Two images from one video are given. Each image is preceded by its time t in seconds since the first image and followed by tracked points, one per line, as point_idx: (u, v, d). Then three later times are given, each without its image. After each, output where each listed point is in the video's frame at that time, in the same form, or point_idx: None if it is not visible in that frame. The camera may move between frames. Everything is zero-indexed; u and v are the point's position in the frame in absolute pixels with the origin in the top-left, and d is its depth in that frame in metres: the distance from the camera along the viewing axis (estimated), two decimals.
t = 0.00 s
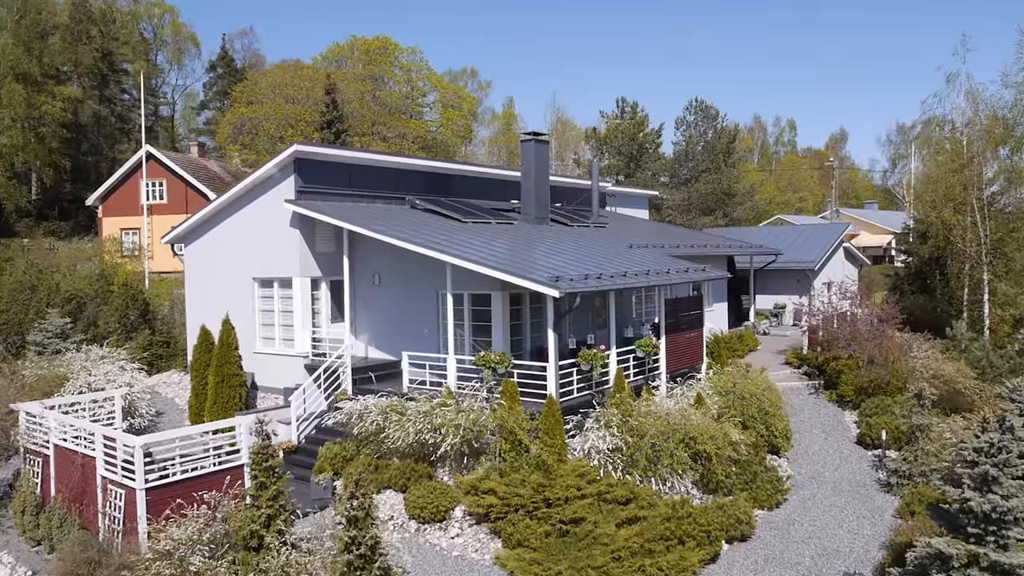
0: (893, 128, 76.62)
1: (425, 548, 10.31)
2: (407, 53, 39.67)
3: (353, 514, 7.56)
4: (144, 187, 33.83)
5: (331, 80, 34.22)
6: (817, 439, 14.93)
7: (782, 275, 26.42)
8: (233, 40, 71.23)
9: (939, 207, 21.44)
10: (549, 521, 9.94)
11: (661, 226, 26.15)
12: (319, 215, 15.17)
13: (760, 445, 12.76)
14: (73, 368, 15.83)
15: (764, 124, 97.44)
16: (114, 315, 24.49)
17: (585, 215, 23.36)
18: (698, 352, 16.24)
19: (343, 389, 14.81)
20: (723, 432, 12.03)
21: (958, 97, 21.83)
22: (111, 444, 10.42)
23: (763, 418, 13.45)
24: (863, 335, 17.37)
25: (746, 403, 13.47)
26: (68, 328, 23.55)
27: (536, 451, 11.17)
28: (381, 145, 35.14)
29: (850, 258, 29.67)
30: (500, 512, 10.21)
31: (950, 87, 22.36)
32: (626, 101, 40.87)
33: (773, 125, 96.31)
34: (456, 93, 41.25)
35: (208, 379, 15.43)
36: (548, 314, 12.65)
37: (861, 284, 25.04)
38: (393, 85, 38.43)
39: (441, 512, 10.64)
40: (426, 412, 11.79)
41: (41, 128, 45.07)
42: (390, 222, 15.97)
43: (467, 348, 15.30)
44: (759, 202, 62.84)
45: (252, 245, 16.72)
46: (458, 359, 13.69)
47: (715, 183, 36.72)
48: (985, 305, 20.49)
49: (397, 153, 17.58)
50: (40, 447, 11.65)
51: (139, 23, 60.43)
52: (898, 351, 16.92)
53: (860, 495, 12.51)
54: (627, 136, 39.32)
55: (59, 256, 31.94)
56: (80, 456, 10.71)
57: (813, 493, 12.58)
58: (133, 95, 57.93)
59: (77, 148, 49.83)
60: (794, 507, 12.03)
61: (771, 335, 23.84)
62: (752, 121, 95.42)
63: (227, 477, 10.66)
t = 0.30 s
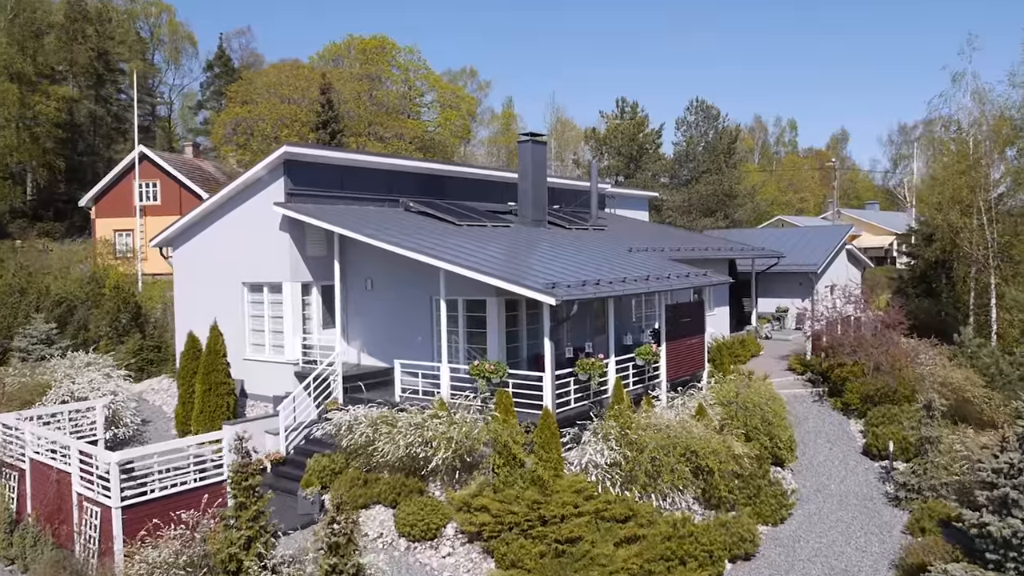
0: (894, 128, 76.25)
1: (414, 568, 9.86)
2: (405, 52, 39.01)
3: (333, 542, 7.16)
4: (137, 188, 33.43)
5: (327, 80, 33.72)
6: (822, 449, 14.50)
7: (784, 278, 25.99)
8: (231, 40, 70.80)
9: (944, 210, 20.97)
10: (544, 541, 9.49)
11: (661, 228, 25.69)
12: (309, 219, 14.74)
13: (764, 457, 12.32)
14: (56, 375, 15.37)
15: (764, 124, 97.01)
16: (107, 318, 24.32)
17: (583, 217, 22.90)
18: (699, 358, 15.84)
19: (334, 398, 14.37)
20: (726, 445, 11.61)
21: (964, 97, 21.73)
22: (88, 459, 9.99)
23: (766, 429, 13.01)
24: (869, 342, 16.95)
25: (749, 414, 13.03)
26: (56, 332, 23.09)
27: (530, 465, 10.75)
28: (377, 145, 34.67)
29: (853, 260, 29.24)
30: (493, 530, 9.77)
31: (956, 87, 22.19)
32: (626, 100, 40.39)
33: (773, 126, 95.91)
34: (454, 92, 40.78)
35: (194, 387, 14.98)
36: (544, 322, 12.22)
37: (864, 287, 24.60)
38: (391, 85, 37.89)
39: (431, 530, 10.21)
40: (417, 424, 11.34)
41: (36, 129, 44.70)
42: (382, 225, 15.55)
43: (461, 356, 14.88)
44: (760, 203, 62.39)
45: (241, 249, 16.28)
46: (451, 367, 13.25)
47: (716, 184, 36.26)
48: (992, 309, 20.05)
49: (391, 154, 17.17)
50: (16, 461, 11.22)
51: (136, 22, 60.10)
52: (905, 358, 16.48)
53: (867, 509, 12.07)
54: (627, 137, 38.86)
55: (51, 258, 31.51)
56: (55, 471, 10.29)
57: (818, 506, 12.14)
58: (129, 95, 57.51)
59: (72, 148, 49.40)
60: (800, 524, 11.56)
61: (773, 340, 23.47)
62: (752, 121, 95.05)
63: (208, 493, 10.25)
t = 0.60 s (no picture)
0: (895, 129, 75.79)
1: None
2: (402, 53, 38.56)
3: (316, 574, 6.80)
4: (131, 191, 33.07)
5: (323, 81, 33.26)
6: (826, 464, 14.08)
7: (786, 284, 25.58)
8: (228, 41, 70.36)
9: (949, 216, 20.53)
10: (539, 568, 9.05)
11: (661, 233, 25.28)
12: (299, 227, 14.33)
13: (767, 475, 11.90)
14: (39, 387, 14.95)
15: (765, 124, 96.57)
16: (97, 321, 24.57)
17: (582, 222, 22.48)
18: (699, 369, 15.47)
19: (325, 411, 13.97)
20: (728, 463, 11.19)
21: (970, 99, 20.81)
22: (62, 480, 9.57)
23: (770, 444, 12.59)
24: (873, 352, 16.57)
25: (752, 429, 12.62)
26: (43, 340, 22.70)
27: (524, 486, 10.33)
28: (374, 147, 34.25)
29: (856, 265, 28.81)
30: (485, 556, 9.32)
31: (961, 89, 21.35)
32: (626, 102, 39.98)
33: (774, 126, 95.48)
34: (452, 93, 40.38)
35: (180, 400, 14.55)
36: (539, 335, 11.80)
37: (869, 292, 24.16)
38: (388, 87, 37.42)
39: (421, 554, 9.79)
40: (407, 441, 10.92)
41: (30, 130, 44.32)
42: (375, 233, 15.14)
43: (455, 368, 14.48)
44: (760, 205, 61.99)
45: (230, 256, 15.86)
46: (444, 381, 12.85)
47: (717, 187, 35.81)
48: (999, 317, 19.64)
49: (384, 159, 16.74)
50: None
51: (133, 23, 59.75)
52: (911, 368, 16.06)
53: (874, 529, 11.65)
54: (626, 139, 38.38)
55: (42, 262, 31.11)
56: (29, 492, 9.87)
57: (824, 526, 11.71)
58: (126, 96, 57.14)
59: (68, 149, 49.01)
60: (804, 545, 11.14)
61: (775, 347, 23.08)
62: (752, 122, 94.64)
63: (187, 517, 9.83)
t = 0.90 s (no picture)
0: (896, 129, 75.28)
1: None
2: (400, 54, 38.06)
3: None
4: (124, 194, 32.73)
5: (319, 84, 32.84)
6: (830, 481, 13.70)
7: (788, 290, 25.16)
8: (225, 41, 69.84)
9: (954, 224, 20.07)
10: None
11: (661, 238, 24.88)
12: (288, 237, 13.94)
13: (770, 496, 11.49)
14: (22, 401, 14.57)
15: (765, 125, 96.11)
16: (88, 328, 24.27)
17: (580, 228, 22.07)
18: (699, 382, 15.14)
19: (315, 427, 13.58)
20: (729, 483, 10.78)
21: (975, 103, 20.58)
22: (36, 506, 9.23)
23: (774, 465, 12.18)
24: (878, 363, 16.26)
25: (754, 448, 12.23)
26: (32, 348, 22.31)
27: (518, 510, 9.94)
28: (370, 150, 33.80)
29: (859, 270, 28.39)
30: None
31: (966, 92, 21.05)
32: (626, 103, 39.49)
33: (775, 127, 95.03)
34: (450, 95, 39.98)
35: (167, 414, 14.16)
36: (535, 352, 11.40)
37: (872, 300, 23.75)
38: (386, 88, 36.87)
39: None
40: (397, 463, 10.53)
41: (24, 132, 43.93)
42: (367, 243, 14.76)
43: (450, 382, 14.11)
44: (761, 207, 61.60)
45: (219, 266, 15.46)
46: (437, 397, 12.49)
47: (718, 190, 35.38)
48: (1006, 327, 19.22)
49: (377, 166, 16.34)
50: None
51: (129, 23, 59.43)
52: (917, 381, 15.66)
53: (881, 553, 11.26)
54: (626, 141, 37.89)
55: (35, 266, 30.73)
56: (2, 517, 9.52)
57: (829, 549, 11.31)
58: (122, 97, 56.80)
59: (63, 151, 48.62)
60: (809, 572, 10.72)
61: (777, 355, 22.70)
62: (753, 122, 94.22)
63: (165, 547, 9.51)
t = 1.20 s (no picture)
0: (897, 129, 75.19)
1: None
2: (397, 55, 37.64)
3: None
4: (118, 198, 32.43)
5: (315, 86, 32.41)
6: (833, 499, 13.37)
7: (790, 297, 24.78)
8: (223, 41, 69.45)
9: (960, 232, 19.72)
10: None
11: (660, 244, 24.50)
12: (277, 250, 13.56)
13: (773, 520, 11.12)
14: (5, 416, 14.22)
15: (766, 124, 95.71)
16: (82, 334, 24.16)
17: (579, 235, 21.68)
18: (700, 396, 14.83)
19: (305, 444, 13.22)
20: (731, 508, 10.36)
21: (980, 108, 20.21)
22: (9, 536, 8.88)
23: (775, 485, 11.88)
24: (881, 376, 15.94)
25: (756, 469, 11.90)
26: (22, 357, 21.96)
27: (514, 536, 9.50)
28: (367, 153, 33.30)
29: (862, 276, 27.89)
30: None
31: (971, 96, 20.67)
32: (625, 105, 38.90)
33: (776, 126, 94.59)
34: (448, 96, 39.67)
35: (153, 431, 13.81)
36: (530, 371, 11.03)
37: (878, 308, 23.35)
38: (383, 90, 36.45)
39: None
40: (387, 489, 10.20)
41: (19, 133, 43.58)
42: (359, 254, 14.37)
43: (444, 397, 13.74)
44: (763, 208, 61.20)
45: (208, 278, 15.07)
46: (431, 416, 12.16)
47: (718, 194, 35.03)
48: (1012, 337, 18.86)
49: (370, 174, 15.95)
50: None
51: (126, 23, 59.08)
52: (922, 395, 15.32)
53: None
54: (626, 143, 37.34)
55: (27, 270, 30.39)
56: None
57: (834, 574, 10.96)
58: (119, 97, 56.45)
59: (58, 152, 48.24)
60: None
61: (778, 364, 22.38)
62: (754, 121, 93.79)
63: None
